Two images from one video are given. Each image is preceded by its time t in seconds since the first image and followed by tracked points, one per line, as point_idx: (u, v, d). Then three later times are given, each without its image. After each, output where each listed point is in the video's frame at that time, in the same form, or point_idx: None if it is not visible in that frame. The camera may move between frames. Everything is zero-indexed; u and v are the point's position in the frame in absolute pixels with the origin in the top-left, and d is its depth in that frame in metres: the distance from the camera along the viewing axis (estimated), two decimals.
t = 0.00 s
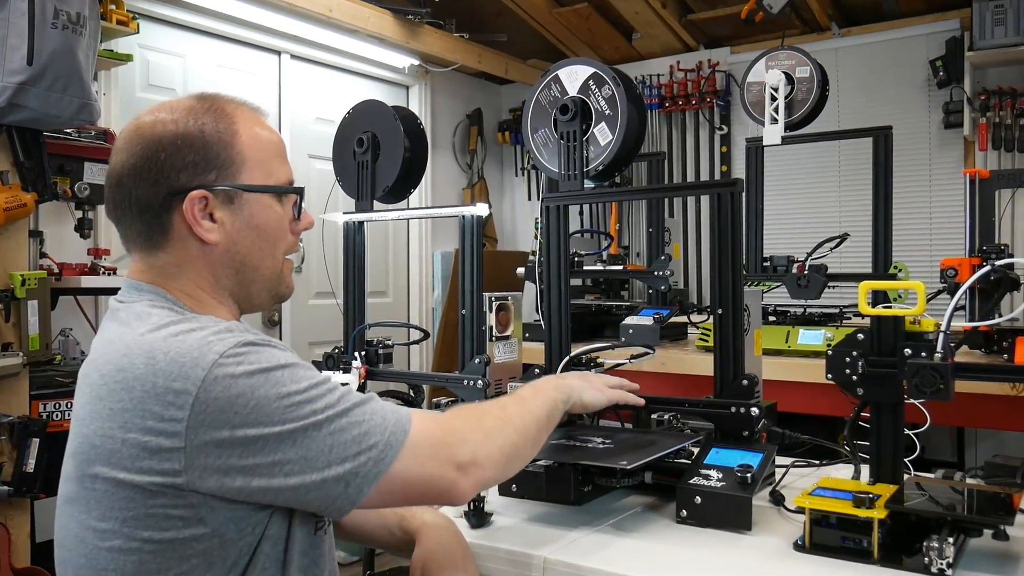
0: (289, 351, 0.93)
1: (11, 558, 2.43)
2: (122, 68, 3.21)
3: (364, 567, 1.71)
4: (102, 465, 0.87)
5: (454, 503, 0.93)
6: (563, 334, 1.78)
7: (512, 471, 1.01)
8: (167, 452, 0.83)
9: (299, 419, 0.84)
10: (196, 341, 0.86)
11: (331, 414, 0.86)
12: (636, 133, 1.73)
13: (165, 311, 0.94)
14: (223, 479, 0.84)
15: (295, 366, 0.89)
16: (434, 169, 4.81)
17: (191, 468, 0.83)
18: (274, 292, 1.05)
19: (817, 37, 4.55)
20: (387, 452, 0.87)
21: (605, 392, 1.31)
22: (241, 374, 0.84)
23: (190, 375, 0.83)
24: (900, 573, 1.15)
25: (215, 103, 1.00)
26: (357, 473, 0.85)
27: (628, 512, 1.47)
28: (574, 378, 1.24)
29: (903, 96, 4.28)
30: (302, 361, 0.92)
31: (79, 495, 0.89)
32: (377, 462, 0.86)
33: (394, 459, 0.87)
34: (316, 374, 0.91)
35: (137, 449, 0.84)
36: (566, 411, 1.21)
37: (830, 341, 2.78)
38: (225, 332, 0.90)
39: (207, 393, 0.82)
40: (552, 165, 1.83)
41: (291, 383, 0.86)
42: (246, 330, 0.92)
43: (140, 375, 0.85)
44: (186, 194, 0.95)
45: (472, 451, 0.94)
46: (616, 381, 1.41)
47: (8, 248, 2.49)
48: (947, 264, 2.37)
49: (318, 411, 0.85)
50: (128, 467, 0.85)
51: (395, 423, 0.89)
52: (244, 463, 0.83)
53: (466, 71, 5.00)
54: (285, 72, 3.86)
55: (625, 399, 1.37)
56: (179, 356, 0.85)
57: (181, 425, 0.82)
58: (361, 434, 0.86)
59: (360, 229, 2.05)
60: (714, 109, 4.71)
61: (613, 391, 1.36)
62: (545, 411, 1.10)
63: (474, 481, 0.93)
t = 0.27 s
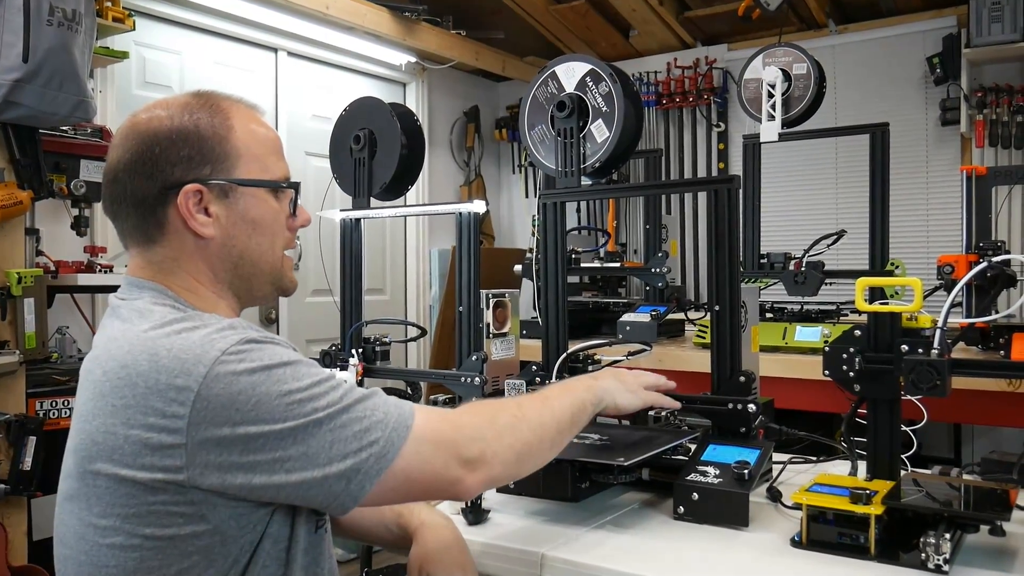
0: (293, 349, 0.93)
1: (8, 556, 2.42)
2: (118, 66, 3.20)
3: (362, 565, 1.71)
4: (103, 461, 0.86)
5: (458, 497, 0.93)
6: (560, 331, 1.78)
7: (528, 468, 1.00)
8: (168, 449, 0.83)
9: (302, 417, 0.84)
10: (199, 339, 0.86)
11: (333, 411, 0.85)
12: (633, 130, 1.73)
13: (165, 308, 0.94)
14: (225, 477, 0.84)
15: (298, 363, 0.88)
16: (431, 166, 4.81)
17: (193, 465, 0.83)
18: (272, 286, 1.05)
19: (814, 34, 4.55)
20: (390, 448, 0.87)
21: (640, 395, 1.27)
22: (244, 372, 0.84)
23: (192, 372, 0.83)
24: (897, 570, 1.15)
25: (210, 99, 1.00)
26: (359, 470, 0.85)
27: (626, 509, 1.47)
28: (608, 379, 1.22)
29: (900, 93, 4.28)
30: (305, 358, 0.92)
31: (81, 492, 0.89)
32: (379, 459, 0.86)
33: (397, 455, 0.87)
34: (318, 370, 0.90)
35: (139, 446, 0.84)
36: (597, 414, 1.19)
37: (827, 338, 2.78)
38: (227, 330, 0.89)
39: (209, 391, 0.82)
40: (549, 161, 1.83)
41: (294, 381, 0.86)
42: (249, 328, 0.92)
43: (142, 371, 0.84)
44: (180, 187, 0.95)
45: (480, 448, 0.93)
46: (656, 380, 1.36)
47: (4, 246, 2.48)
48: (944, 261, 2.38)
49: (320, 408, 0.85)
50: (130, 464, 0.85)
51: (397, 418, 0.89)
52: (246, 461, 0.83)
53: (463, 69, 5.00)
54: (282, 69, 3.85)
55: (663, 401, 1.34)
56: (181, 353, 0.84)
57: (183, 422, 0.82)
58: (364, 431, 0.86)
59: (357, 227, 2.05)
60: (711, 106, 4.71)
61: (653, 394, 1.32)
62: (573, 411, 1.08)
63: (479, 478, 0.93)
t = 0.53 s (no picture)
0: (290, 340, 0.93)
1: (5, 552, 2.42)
2: (116, 61, 3.19)
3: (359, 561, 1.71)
4: (101, 456, 0.86)
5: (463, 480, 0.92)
6: (558, 328, 1.78)
7: (539, 458, 0.99)
8: (167, 440, 0.83)
9: (298, 402, 0.84)
10: (195, 332, 0.86)
11: (330, 395, 0.85)
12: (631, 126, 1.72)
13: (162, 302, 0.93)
14: (223, 466, 0.83)
15: (294, 352, 0.88)
16: (429, 162, 4.80)
17: (192, 455, 0.83)
18: (269, 279, 1.04)
19: (812, 31, 4.55)
20: (388, 428, 0.86)
21: (676, 397, 1.26)
22: (239, 360, 0.84)
23: (188, 363, 0.83)
24: (894, 566, 1.15)
25: (204, 94, 1.00)
26: (358, 451, 0.84)
27: (623, 505, 1.48)
28: (641, 381, 1.21)
29: (899, 89, 4.28)
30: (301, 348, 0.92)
31: (78, 486, 0.89)
32: (378, 438, 0.85)
33: (396, 436, 0.86)
34: (314, 357, 0.90)
35: (138, 438, 0.84)
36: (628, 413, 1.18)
37: (824, 334, 2.79)
38: (223, 322, 0.89)
39: (205, 380, 0.82)
40: (547, 157, 1.83)
41: (290, 369, 0.86)
42: (246, 319, 0.92)
43: (137, 365, 0.84)
44: (175, 179, 0.95)
45: (485, 432, 0.93)
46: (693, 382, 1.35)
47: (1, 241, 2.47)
48: (942, 258, 2.39)
49: (317, 393, 0.85)
50: (129, 457, 0.84)
51: (394, 398, 0.88)
52: (245, 448, 0.83)
53: (461, 65, 4.99)
54: (280, 65, 3.84)
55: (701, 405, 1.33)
56: (176, 346, 0.84)
57: (180, 413, 0.82)
58: (361, 412, 0.86)
59: (355, 223, 2.05)
60: (709, 102, 4.71)
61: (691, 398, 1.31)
62: (593, 406, 1.07)
63: (484, 461, 0.93)
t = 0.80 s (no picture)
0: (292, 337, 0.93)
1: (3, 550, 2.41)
2: (113, 58, 3.18)
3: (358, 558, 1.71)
4: (104, 452, 0.86)
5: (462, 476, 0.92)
6: (556, 325, 1.78)
7: (537, 457, 0.99)
8: (171, 436, 0.83)
9: (303, 397, 0.84)
10: (199, 328, 0.86)
11: (334, 390, 0.85)
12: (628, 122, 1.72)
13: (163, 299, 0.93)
14: (228, 461, 0.83)
15: (297, 349, 0.88)
16: (427, 159, 4.80)
17: (196, 450, 0.83)
18: (268, 275, 1.04)
19: (811, 27, 4.55)
20: (391, 424, 0.86)
21: (667, 395, 1.29)
22: (243, 356, 0.83)
23: (192, 358, 0.83)
24: (892, 562, 1.15)
25: (203, 90, 1.00)
26: (362, 446, 0.85)
27: (621, 501, 1.48)
28: (633, 382, 1.22)
29: (897, 86, 4.28)
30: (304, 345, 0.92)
31: (80, 481, 0.88)
32: (382, 433, 0.86)
33: (399, 431, 0.86)
34: (316, 354, 0.90)
35: (141, 434, 0.83)
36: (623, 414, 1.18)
37: (822, 331, 2.79)
38: (226, 318, 0.89)
39: (209, 375, 0.82)
40: (545, 154, 1.82)
41: (294, 365, 0.86)
42: (247, 316, 0.92)
43: (141, 360, 0.84)
44: (177, 174, 0.94)
45: (485, 427, 0.93)
46: (681, 379, 1.38)
47: None
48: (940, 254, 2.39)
49: (321, 388, 0.85)
50: (132, 453, 0.84)
51: (397, 394, 0.88)
52: (249, 444, 0.83)
53: (459, 62, 4.98)
54: (278, 61, 3.83)
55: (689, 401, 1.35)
56: (181, 341, 0.84)
57: (184, 408, 0.82)
58: (365, 407, 0.86)
59: (352, 219, 2.04)
60: (708, 99, 4.71)
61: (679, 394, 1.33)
62: (587, 403, 1.07)
63: (484, 457, 0.93)
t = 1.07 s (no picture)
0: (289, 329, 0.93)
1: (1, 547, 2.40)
2: (111, 55, 3.17)
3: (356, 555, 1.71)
4: (105, 448, 0.86)
5: (461, 461, 0.92)
6: (554, 322, 1.78)
7: (536, 442, 0.99)
8: (172, 429, 0.82)
9: (302, 385, 0.84)
10: (197, 322, 0.86)
11: (333, 377, 0.85)
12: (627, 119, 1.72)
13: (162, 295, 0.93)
14: (230, 453, 0.83)
15: (295, 340, 0.88)
16: (425, 156, 4.79)
17: (197, 442, 0.83)
18: (267, 272, 1.04)
19: (809, 25, 4.54)
20: (391, 410, 0.86)
21: (662, 388, 1.28)
22: (242, 346, 0.83)
23: (192, 351, 0.82)
24: (890, 558, 1.15)
25: (204, 87, 1.00)
26: (363, 431, 0.84)
27: (619, 498, 1.47)
28: (627, 373, 1.22)
29: (895, 84, 4.28)
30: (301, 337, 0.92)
31: (81, 478, 0.88)
32: (383, 417, 0.85)
33: (399, 416, 0.87)
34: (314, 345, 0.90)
35: (142, 428, 0.83)
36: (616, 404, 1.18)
37: (820, 328, 2.79)
38: (225, 310, 0.89)
39: (209, 366, 0.82)
40: (543, 151, 1.82)
41: (293, 356, 0.85)
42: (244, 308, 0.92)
43: (141, 354, 0.84)
44: (176, 169, 0.94)
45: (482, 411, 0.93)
46: (676, 373, 1.38)
47: None
48: (939, 251, 2.39)
49: (320, 377, 0.85)
50: (134, 448, 0.84)
51: (395, 382, 0.88)
52: (250, 433, 0.83)
53: (457, 59, 4.98)
54: (276, 58, 3.83)
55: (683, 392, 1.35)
56: (180, 335, 0.84)
57: (185, 401, 0.82)
58: (365, 393, 0.86)
59: (350, 216, 2.04)
60: (706, 97, 4.70)
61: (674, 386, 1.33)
62: (583, 393, 1.07)
63: (482, 441, 0.93)
